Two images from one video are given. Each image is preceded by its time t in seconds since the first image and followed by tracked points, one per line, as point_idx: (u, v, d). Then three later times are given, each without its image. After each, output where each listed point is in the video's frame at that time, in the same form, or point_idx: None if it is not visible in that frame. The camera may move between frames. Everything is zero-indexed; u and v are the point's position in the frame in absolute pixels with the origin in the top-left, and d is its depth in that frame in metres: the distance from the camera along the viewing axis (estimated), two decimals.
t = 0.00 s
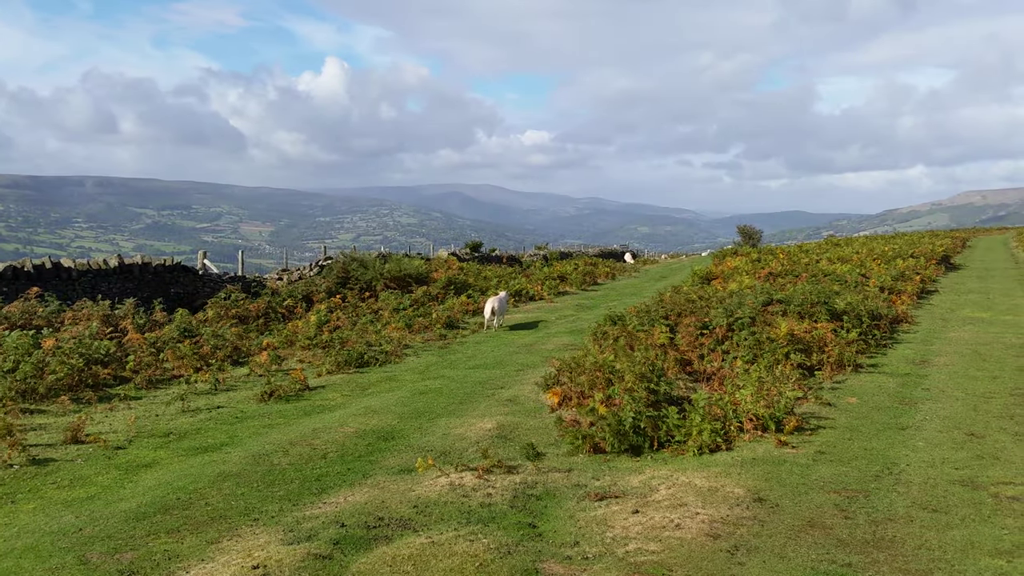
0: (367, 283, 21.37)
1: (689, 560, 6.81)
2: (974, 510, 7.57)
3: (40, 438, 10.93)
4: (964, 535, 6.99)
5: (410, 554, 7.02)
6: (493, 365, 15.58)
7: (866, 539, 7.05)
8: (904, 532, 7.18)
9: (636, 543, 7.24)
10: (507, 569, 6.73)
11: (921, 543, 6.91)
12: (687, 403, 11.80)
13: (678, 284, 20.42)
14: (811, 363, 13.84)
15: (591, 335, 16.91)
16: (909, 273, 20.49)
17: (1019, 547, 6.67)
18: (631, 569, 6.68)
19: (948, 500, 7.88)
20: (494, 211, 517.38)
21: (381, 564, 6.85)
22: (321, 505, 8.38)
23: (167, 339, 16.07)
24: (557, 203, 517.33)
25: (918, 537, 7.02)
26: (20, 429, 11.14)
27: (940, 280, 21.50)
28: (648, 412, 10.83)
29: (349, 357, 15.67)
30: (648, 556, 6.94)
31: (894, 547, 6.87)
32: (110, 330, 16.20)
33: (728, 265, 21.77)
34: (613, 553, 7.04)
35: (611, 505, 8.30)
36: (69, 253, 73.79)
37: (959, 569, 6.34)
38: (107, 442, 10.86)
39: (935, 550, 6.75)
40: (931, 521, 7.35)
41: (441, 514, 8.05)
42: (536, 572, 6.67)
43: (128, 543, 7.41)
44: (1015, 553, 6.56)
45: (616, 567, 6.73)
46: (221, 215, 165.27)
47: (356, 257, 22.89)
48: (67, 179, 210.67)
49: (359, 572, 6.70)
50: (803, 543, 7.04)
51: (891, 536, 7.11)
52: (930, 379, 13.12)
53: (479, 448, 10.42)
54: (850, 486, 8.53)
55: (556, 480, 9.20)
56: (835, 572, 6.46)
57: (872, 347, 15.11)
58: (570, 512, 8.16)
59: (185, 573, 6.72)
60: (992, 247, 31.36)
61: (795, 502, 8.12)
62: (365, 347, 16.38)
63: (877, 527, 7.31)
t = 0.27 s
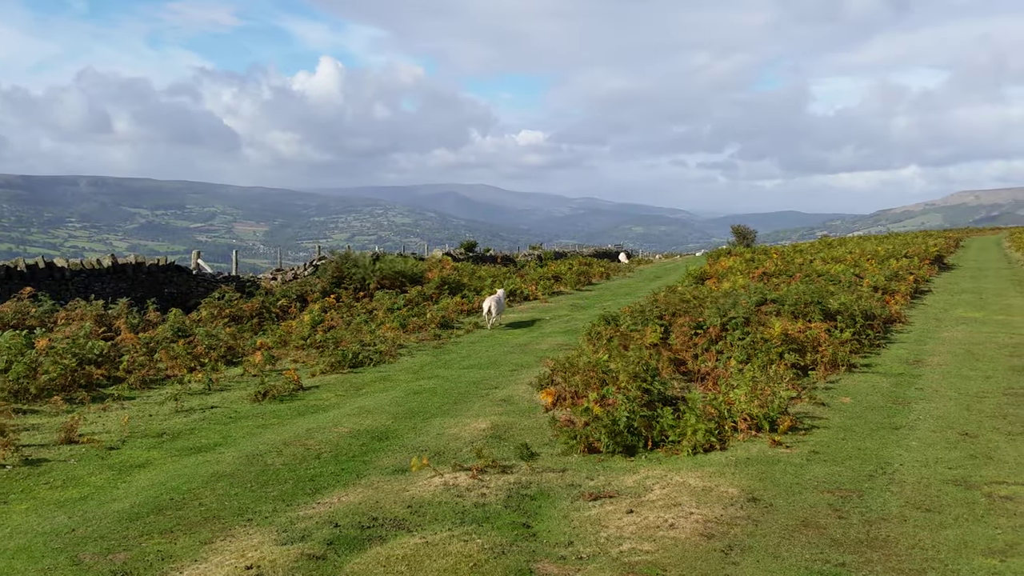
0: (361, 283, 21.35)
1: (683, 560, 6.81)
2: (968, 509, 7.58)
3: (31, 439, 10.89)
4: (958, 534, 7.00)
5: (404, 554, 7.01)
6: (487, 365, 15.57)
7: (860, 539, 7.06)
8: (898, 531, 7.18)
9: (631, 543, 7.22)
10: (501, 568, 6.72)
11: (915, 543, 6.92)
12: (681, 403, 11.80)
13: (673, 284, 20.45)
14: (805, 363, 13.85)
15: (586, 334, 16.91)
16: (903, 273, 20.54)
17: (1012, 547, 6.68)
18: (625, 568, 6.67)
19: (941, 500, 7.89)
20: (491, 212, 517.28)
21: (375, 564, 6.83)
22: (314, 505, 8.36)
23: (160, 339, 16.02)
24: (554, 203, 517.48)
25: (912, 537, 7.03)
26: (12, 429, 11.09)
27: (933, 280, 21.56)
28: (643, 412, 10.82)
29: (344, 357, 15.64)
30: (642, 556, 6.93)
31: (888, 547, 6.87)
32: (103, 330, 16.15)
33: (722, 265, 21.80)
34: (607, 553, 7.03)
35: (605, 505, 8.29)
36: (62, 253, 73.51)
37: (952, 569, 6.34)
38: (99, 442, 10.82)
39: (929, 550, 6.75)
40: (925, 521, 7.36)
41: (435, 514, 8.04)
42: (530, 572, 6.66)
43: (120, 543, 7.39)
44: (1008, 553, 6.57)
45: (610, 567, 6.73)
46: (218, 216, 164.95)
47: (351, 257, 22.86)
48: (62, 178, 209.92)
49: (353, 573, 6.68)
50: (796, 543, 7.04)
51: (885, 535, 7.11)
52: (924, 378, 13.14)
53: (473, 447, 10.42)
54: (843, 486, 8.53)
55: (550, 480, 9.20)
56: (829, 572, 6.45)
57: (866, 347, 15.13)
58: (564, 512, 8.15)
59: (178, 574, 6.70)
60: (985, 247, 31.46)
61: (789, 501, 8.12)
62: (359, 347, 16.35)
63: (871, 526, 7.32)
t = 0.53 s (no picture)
0: (357, 283, 21.33)
1: (679, 560, 6.81)
2: (962, 509, 7.59)
3: (24, 439, 10.86)
4: (952, 534, 7.00)
5: (400, 554, 7.00)
6: (483, 365, 15.56)
7: (855, 538, 7.05)
8: (893, 531, 7.18)
9: (626, 543, 7.22)
10: (496, 569, 6.72)
11: (910, 543, 6.92)
12: (676, 402, 11.80)
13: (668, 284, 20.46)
14: (800, 363, 13.86)
15: (581, 334, 16.91)
16: (898, 273, 20.57)
17: (1007, 546, 6.68)
18: (620, 568, 6.67)
19: (936, 499, 7.90)
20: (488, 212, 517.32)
21: (370, 564, 6.82)
22: (310, 505, 8.35)
23: (155, 339, 15.99)
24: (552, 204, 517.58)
25: (907, 537, 7.03)
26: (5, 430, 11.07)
27: (928, 280, 21.59)
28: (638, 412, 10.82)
29: (339, 357, 15.61)
30: (637, 556, 6.93)
31: (883, 547, 6.86)
32: (98, 331, 16.12)
33: (718, 265, 21.81)
34: (602, 553, 7.03)
35: (600, 505, 8.28)
36: (56, 253, 73.26)
37: (947, 569, 6.35)
38: (92, 442, 10.80)
39: (925, 550, 6.75)
40: (920, 520, 7.37)
41: (430, 514, 8.03)
42: (525, 572, 6.65)
43: (115, 543, 7.37)
44: (1002, 552, 6.57)
45: (605, 567, 6.72)
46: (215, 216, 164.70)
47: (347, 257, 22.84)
48: (59, 178, 209.46)
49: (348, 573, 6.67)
50: (792, 543, 7.04)
51: (880, 535, 7.12)
52: (918, 378, 13.16)
53: (469, 447, 10.41)
54: (838, 485, 8.54)
55: (545, 480, 9.20)
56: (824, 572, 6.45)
57: (862, 347, 15.15)
58: (559, 511, 8.14)
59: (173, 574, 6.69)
60: (980, 247, 31.52)
61: (785, 501, 8.12)
62: (354, 347, 16.34)
63: (866, 526, 7.32)
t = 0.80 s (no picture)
0: (353, 283, 21.32)
1: (675, 559, 6.82)
2: (957, 508, 7.60)
3: (19, 439, 10.84)
4: (947, 534, 7.01)
5: (396, 554, 7.00)
6: (479, 365, 15.56)
7: (851, 538, 7.06)
8: (889, 531, 7.18)
9: (622, 543, 7.22)
10: (493, 568, 6.72)
11: (906, 542, 6.93)
12: (672, 402, 11.80)
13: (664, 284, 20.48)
14: (796, 363, 13.87)
15: (577, 334, 16.91)
16: (893, 273, 20.60)
17: (1002, 546, 6.69)
18: (616, 569, 6.67)
19: (931, 499, 7.91)
20: (487, 213, 517.33)
21: (366, 564, 6.82)
22: (306, 505, 8.34)
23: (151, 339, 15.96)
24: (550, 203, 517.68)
25: (903, 536, 7.04)
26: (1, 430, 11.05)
27: (923, 280, 21.63)
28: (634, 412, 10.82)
29: (335, 357, 15.60)
30: (633, 556, 6.93)
31: (878, 547, 6.87)
32: (94, 331, 16.10)
33: (714, 265, 21.83)
34: (598, 552, 7.03)
35: (596, 505, 8.29)
36: (51, 252, 73.01)
37: (942, 568, 6.35)
38: (87, 442, 10.78)
39: (920, 549, 6.75)
40: (915, 520, 7.38)
41: (426, 514, 8.03)
42: (521, 572, 6.65)
43: (110, 543, 7.37)
44: (998, 552, 6.57)
45: (601, 567, 6.72)
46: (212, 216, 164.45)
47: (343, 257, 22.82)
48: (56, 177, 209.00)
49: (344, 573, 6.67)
50: (787, 542, 7.05)
51: (875, 535, 7.13)
52: (913, 378, 13.18)
53: (465, 447, 10.41)
54: (833, 485, 8.54)
55: (541, 480, 9.20)
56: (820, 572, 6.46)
57: (858, 347, 15.18)
58: (556, 512, 8.14)
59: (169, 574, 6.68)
60: (975, 247, 31.60)
61: (781, 501, 8.12)
62: (351, 347, 16.32)
63: (861, 526, 7.32)
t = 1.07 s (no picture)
0: (349, 283, 21.32)
1: (671, 559, 6.83)
2: (953, 508, 7.61)
3: (15, 440, 10.82)
4: (943, 534, 7.02)
5: (393, 554, 7.00)
6: (476, 365, 15.56)
7: (847, 538, 7.08)
8: (885, 531, 7.20)
9: (619, 543, 7.23)
10: (490, 568, 6.72)
11: (902, 542, 6.94)
12: (669, 402, 11.81)
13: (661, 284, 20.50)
14: (792, 363, 13.89)
15: (574, 334, 16.91)
16: (890, 273, 20.64)
17: (998, 546, 6.70)
18: (612, 568, 6.68)
19: (926, 499, 7.92)
20: (485, 213, 517.30)
21: (363, 564, 6.83)
22: (302, 506, 8.33)
23: (147, 339, 15.95)
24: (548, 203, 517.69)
25: (899, 536, 7.05)
26: None
27: (919, 280, 21.67)
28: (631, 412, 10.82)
29: (332, 357, 15.60)
30: (630, 556, 6.94)
31: (874, 547, 6.88)
32: (90, 330, 16.08)
33: (711, 265, 21.85)
34: (595, 552, 7.04)
35: (593, 505, 8.30)
36: (47, 252, 72.87)
37: (938, 568, 6.37)
38: (83, 442, 10.77)
39: (916, 549, 6.76)
40: (911, 520, 7.39)
41: (423, 514, 8.03)
42: (518, 572, 6.66)
43: (107, 544, 7.37)
44: (993, 552, 6.59)
45: (597, 567, 6.73)
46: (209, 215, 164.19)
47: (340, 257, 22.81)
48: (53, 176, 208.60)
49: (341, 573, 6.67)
50: (784, 542, 7.06)
51: (871, 534, 7.14)
52: (910, 378, 13.20)
53: (462, 447, 10.41)
54: (829, 485, 8.55)
55: (537, 480, 9.20)
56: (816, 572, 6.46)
57: (854, 347, 15.20)
58: (552, 512, 8.15)
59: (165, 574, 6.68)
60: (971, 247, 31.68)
61: (777, 501, 8.13)
62: (347, 347, 16.31)
63: (858, 526, 7.34)
